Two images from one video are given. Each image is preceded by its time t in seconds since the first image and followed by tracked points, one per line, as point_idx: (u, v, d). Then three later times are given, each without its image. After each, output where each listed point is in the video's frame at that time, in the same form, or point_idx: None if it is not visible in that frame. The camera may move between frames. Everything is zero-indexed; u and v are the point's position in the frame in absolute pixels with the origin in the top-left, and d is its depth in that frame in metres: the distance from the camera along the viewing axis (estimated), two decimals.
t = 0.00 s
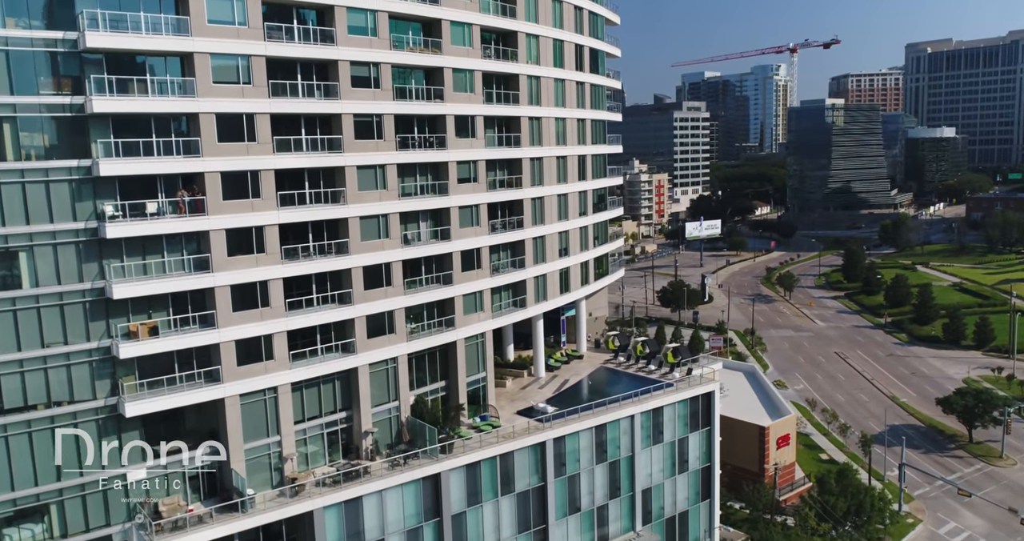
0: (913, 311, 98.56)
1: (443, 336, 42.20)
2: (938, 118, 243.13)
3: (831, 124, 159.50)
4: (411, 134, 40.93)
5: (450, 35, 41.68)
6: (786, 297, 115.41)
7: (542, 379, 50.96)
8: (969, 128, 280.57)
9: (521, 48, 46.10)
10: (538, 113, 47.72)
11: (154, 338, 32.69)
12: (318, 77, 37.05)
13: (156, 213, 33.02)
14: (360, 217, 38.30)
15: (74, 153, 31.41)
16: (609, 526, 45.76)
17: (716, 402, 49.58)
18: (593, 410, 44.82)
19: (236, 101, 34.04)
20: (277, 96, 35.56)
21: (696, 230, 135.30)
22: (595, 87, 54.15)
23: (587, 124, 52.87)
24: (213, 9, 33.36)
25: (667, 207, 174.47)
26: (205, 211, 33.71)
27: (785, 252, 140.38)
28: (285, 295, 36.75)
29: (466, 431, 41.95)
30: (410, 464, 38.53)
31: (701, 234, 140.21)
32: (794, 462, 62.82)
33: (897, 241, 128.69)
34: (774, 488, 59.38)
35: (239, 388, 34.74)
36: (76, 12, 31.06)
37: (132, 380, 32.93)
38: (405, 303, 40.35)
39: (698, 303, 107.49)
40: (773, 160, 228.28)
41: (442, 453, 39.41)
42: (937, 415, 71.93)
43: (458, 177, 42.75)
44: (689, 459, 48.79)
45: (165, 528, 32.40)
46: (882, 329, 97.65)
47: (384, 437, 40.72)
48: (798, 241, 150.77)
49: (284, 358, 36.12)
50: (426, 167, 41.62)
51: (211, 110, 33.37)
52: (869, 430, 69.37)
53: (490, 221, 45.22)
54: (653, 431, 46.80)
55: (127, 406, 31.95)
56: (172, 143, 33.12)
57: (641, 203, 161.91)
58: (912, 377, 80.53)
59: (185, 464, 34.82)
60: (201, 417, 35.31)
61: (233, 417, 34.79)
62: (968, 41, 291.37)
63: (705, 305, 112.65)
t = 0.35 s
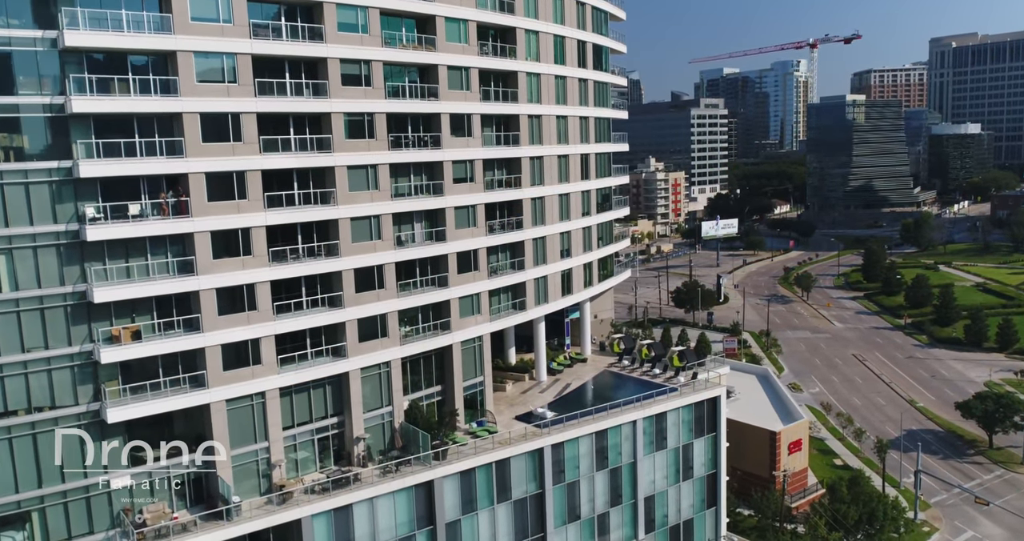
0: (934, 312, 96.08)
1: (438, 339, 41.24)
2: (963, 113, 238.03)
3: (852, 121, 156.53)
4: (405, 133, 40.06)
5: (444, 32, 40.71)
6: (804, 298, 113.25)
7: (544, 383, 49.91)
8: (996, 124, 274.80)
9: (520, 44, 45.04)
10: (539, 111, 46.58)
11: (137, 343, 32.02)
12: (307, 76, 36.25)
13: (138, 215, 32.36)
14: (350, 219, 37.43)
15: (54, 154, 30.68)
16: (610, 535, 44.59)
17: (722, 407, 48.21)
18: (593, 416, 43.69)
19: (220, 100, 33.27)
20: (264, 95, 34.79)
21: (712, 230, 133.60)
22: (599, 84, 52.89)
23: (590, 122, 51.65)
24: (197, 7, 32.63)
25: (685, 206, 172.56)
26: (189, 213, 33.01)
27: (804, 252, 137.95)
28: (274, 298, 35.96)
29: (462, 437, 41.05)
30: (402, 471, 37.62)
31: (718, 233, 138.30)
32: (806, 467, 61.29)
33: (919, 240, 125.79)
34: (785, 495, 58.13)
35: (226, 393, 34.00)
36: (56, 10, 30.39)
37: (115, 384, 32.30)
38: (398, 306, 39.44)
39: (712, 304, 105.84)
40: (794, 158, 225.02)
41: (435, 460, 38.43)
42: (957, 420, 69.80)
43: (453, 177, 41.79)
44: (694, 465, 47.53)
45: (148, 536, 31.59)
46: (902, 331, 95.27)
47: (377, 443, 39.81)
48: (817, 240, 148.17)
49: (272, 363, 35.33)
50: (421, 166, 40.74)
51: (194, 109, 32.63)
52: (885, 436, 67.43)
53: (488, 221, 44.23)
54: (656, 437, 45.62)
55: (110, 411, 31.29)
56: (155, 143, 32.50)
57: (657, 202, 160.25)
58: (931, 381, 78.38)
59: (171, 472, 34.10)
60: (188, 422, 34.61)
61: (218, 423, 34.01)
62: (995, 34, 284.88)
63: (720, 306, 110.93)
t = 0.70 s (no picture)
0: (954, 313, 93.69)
1: (431, 343, 40.31)
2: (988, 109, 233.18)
3: (872, 118, 153.61)
4: (396, 132, 39.18)
5: (436, 28, 39.74)
6: (821, 298, 111.12)
7: (543, 387, 48.83)
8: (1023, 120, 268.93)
9: (516, 41, 43.97)
10: (536, 109, 45.49)
11: (117, 347, 31.31)
12: (293, 74, 35.45)
13: (117, 217, 31.60)
14: (338, 220, 36.58)
15: (31, 154, 29.98)
16: None
17: (727, 412, 46.87)
18: (591, 422, 42.60)
19: (201, 100, 32.50)
20: (247, 94, 34.02)
21: (727, 229, 131.75)
22: (601, 81, 51.68)
23: (592, 120, 50.47)
24: (177, 4, 31.91)
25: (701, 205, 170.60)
26: (170, 215, 32.29)
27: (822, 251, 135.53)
28: (259, 301, 35.15)
29: (454, 443, 40.16)
30: (391, 478, 36.67)
31: (734, 232, 136.37)
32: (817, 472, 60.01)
33: (940, 239, 123.00)
34: (794, 501, 57.09)
35: (209, 398, 33.24)
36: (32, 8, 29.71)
37: (95, 390, 31.56)
38: (388, 309, 38.54)
39: (726, 304, 104.17)
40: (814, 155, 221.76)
41: (426, 467, 37.49)
42: (976, 424, 67.74)
43: (447, 177, 40.84)
44: (696, 472, 46.27)
45: None
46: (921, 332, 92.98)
47: (367, 449, 38.92)
48: (836, 239, 145.61)
49: (257, 368, 34.53)
50: (412, 166, 39.86)
51: (175, 108, 31.89)
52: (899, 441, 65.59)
53: (483, 222, 43.25)
54: (657, 444, 44.46)
55: (89, 417, 30.56)
56: (134, 143, 31.75)
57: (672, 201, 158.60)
58: (950, 384, 76.25)
59: (153, 478, 33.27)
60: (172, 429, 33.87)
61: (202, 429, 33.20)
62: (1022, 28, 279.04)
63: (734, 307, 109.18)
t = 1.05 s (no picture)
0: (973, 313, 91.46)
1: (421, 346, 39.44)
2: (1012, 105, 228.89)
3: (891, 114, 150.77)
4: (384, 131, 38.36)
5: (426, 24, 38.85)
6: (837, 299, 109.07)
7: (541, 391, 47.81)
8: None
9: (510, 37, 43.03)
10: (532, 107, 44.51)
11: (95, 351, 30.67)
12: (277, 72, 34.71)
13: (94, 218, 30.92)
14: (323, 221, 35.74)
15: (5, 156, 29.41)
16: None
17: (729, 417, 45.65)
18: (586, 427, 41.54)
19: (180, 99, 31.77)
20: (229, 93, 33.28)
21: (742, 228, 129.92)
22: (601, 78, 50.61)
23: (591, 118, 49.42)
24: (155, 2, 31.18)
25: (717, 204, 168.74)
26: (148, 216, 31.60)
27: (839, 250, 133.19)
28: (242, 304, 34.37)
29: (445, 449, 39.26)
30: (379, 485, 35.79)
31: (749, 231, 134.58)
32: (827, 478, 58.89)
33: (960, 238, 120.31)
34: (802, 508, 56.22)
35: (190, 404, 32.48)
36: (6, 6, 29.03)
37: (73, 395, 30.89)
38: (377, 312, 37.69)
39: (739, 305, 102.56)
40: (833, 152, 218.64)
41: (414, 473, 36.60)
42: (994, 429, 65.79)
43: (438, 176, 39.97)
44: (697, 479, 45.07)
45: None
46: (939, 333, 90.77)
47: (354, 455, 38.06)
48: (854, 238, 143.13)
49: (239, 372, 33.74)
50: (402, 166, 39.05)
51: (153, 108, 31.20)
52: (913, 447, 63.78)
53: (476, 222, 42.34)
54: (655, 450, 43.35)
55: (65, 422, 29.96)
56: (111, 144, 31.09)
57: (687, 200, 157.02)
58: (968, 387, 74.24)
59: (133, 485, 32.55)
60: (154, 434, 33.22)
61: (183, 435, 32.48)
62: None
63: (748, 307, 107.51)
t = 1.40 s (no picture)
0: (993, 314, 89.22)
1: (410, 350, 38.60)
2: None
3: (911, 110, 147.86)
4: (371, 130, 37.53)
5: (413, 21, 37.97)
6: (852, 299, 106.99)
7: (537, 395, 46.79)
8: None
9: (502, 33, 42.07)
10: (526, 104, 43.51)
11: (69, 356, 30.11)
12: (259, 70, 33.95)
13: (69, 220, 30.33)
14: (307, 222, 34.99)
15: None
16: None
17: (729, 422, 44.60)
18: (579, 433, 40.57)
19: (157, 99, 31.12)
20: (208, 91, 32.56)
21: (757, 227, 127.94)
22: (599, 74, 49.49)
23: (588, 115, 48.33)
24: None
25: (732, 202, 166.70)
26: (124, 218, 30.98)
27: (857, 250, 130.85)
28: (222, 307, 33.71)
29: (434, 455, 38.42)
30: (364, 492, 34.98)
31: (764, 230, 132.61)
32: (835, 483, 57.36)
33: (981, 236, 117.49)
34: (809, 515, 54.88)
35: (168, 409, 31.82)
36: None
37: (48, 400, 30.38)
38: (362, 315, 36.89)
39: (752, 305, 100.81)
40: (852, 149, 215.29)
41: (401, 480, 35.79)
42: (1011, 433, 63.91)
43: (427, 176, 39.11)
44: (696, 485, 44.05)
45: None
46: (957, 335, 88.62)
47: (341, 461, 37.30)
48: (872, 236, 140.53)
49: (219, 377, 33.05)
50: (390, 165, 38.22)
51: (128, 108, 30.57)
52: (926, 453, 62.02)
53: (468, 223, 41.44)
54: (652, 456, 42.36)
55: (40, 428, 29.55)
56: (86, 144, 30.41)
57: (702, 198, 155.19)
58: (985, 391, 72.27)
59: (112, 491, 31.95)
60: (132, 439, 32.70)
61: (161, 441, 31.83)
62: None
63: (761, 308, 105.82)
